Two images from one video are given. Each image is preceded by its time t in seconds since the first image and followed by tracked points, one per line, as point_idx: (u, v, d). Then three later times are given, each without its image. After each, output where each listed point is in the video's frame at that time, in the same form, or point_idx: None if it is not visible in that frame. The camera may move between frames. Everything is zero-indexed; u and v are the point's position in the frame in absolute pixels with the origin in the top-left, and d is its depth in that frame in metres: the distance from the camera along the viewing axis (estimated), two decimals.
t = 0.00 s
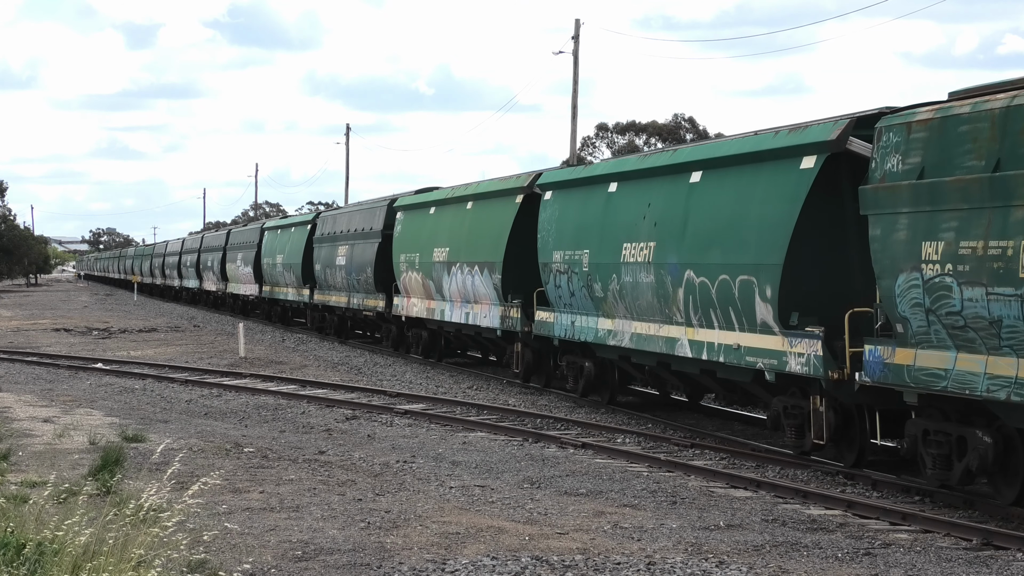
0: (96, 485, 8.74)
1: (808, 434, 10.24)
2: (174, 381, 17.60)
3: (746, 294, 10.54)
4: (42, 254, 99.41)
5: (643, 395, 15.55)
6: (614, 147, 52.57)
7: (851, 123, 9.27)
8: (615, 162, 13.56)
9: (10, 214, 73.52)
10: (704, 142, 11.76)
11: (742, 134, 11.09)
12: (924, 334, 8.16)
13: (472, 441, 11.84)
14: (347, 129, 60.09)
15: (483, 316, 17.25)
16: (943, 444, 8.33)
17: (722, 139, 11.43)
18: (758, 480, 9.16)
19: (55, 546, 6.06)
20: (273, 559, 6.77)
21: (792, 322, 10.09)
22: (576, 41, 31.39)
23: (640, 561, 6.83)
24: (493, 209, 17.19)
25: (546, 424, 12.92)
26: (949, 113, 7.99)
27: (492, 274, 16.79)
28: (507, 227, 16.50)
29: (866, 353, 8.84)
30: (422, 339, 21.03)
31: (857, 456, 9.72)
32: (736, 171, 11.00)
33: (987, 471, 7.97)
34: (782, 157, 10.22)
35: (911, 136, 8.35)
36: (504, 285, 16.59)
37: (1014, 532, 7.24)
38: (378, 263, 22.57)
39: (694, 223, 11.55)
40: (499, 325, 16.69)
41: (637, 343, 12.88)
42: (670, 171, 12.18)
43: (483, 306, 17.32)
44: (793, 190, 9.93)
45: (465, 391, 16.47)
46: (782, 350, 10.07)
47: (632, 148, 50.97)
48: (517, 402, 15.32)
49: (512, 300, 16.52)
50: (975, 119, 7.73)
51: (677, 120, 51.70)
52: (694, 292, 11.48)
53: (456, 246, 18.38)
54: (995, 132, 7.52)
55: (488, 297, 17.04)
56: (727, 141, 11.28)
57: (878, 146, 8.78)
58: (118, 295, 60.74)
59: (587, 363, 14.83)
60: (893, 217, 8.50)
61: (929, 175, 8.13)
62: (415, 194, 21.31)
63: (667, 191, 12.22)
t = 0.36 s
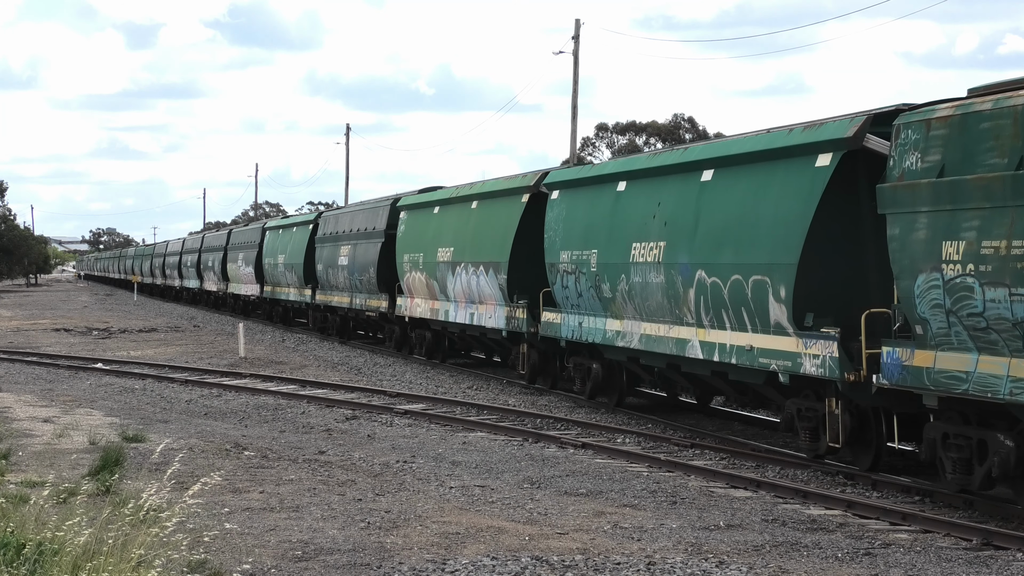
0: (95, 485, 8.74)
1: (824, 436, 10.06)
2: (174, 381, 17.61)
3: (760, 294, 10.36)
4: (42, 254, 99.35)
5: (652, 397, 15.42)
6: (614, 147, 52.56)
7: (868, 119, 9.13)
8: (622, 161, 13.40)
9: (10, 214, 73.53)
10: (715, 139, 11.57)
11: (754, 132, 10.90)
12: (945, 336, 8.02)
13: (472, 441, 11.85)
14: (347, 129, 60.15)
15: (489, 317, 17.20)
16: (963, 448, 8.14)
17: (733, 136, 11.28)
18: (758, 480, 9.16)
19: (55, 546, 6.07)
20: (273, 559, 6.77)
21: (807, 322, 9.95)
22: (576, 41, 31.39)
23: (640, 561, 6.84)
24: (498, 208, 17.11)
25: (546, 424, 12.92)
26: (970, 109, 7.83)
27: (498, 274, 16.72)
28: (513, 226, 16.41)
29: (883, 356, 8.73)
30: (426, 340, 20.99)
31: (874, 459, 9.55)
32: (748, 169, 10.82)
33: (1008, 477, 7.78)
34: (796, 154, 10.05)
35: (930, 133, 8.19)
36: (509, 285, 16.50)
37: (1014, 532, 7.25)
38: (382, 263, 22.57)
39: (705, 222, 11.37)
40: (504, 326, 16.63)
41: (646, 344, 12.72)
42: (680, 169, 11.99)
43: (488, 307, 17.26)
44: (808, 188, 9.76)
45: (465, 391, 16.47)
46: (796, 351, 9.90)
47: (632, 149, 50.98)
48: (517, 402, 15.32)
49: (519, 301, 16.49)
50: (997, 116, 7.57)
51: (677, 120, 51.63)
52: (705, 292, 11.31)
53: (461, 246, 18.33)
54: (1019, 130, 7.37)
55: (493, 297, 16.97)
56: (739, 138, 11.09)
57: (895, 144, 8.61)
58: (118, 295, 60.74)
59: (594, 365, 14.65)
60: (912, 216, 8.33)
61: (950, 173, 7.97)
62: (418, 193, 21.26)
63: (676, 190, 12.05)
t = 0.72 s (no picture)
0: (95, 485, 8.74)
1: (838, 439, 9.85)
2: (174, 381, 17.61)
3: (774, 295, 10.18)
4: (43, 254, 99.36)
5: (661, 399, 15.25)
6: (615, 147, 52.57)
7: (885, 116, 8.90)
8: (631, 159, 13.22)
9: (10, 214, 73.51)
10: (726, 137, 11.40)
11: (766, 129, 10.72)
12: (965, 337, 7.82)
13: (472, 441, 11.84)
14: (347, 128, 60.14)
15: (493, 317, 17.09)
16: (984, 453, 7.99)
17: (745, 134, 11.09)
18: (758, 480, 9.16)
19: (55, 546, 6.06)
20: (273, 559, 6.77)
21: (823, 324, 9.80)
22: (576, 41, 31.38)
23: (640, 561, 6.83)
24: (504, 207, 17.00)
25: (546, 424, 12.92)
26: (991, 106, 7.62)
27: (503, 274, 16.60)
28: (518, 226, 16.31)
29: (901, 358, 8.52)
30: (430, 340, 20.94)
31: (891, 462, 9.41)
32: (761, 168, 10.65)
33: None
34: (809, 152, 9.85)
35: (950, 130, 8.00)
36: (515, 285, 16.37)
37: (1014, 532, 7.24)
38: (384, 263, 22.55)
39: (717, 222, 11.20)
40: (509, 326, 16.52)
41: (655, 346, 12.52)
42: (691, 167, 11.82)
43: (492, 307, 17.16)
44: (823, 188, 9.56)
45: (465, 391, 16.48)
46: (811, 352, 9.67)
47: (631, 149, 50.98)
48: (517, 402, 15.33)
49: (524, 301, 16.31)
50: (1018, 113, 7.36)
51: (677, 120, 51.66)
52: (717, 293, 11.12)
53: (466, 246, 18.24)
54: None
55: (498, 297, 16.86)
56: (751, 136, 10.91)
57: (914, 141, 8.43)
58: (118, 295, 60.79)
59: (602, 366, 14.38)
60: (932, 215, 8.15)
61: (971, 171, 7.79)
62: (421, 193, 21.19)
63: (687, 189, 11.87)
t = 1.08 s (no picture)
0: (95, 485, 8.74)
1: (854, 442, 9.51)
2: (174, 381, 17.61)
3: (787, 295, 9.98)
4: (43, 254, 99.38)
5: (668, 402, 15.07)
6: (614, 147, 52.57)
7: (902, 113, 8.72)
8: (641, 158, 13.08)
9: (10, 214, 73.50)
10: (739, 135, 11.23)
11: (779, 127, 10.55)
12: (987, 339, 7.62)
13: (472, 441, 11.84)
14: (347, 128, 60.07)
15: (498, 318, 16.99)
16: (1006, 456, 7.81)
17: (759, 132, 10.91)
18: (758, 479, 9.16)
19: (55, 546, 6.06)
20: (273, 559, 6.77)
21: (836, 325, 9.61)
22: (576, 41, 31.37)
23: (640, 561, 6.83)
24: (510, 207, 16.90)
25: (546, 424, 12.92)
26: (1013, 102, 7.45)
27: (509, 274, 16.49)
28: (524, 225, 16.19)
29: (919, 360, 8.32)
30: (433, 341, 20.88)
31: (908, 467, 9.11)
32: (774, 166, 10.47)
33: None
34: (824, 150, 9.66)
35: (971, 127, 7.82)
36: (521, 286, 16.25)
37: (1014, 532, 7.25)
38: (387, 263, 22.54)
39: (728, 221, 11.03)
40: (515, 327, 16.42)
41: (665, 347, 12.34)
42: (702, 166, 11.67)
43: (497, 308, 17.05)
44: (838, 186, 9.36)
45: (466, 391, 16.48)
46: (826, 354, 9.45)
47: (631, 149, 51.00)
48: (517, 402, 15.34)
49: (530, 302, 16.21)
50: None
51: (677, 120, 51.67)
52: (729, 293, 10.92)
53: (471, 246, 18.15)
54: None
55: (504, 298, 16.75)
56: (764, 134, 10.75)
57: (933, 138, 8.25)
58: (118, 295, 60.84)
59: (610, 368, 14.25)
60: (952, 214, 7.96)
61: (992, 168, 7.61)
62: (425, 192, 21.15)
63: (698, 188, 11.73)
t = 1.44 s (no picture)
0: (95, 485, 8.74)
1: (871, 445, 9.37)
2: (174, 381, 17.61)
3: (801, 296, 9.79)
4: (42, 254, 99.30)
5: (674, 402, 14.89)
6: (614, 147, 52.56)
7: (919, 110, 8.61)
8: (648, 157, 12.90)
9: (10, 214, 73.47)
10: (749, 133, 11.04)
11: (792, 125, 10.34)
12: (1009, 341, 7.49)
13: (472, 441, 11.85)
14: (347, 128, 60.05)
15: (503, 318, 16.86)
16: None
17: (769, 130, 10.73)
18: (758, 480, 9.16)
19: (55, 546, 6.06)
20: (273, 559, 6.77)
21: (853, 326, 9.37)
22: (576, 41, 31.38)
23: (640, 561, 6.83)
24: (515, 206, 16.77)
25: (546, 424, 12.92)
26: None
27: (514, 275, 16.36)
28: (530, 225, 16.06)
29: (939, 361, 8.22)
30: (437, 342, 20.82)
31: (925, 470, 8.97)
32: (788, 164, 10.27)
33: None
34: (839, 148, 9.48)
35: (991, 124, 7.71)
36: (527, 286, 16.11)
37: (1014, 532, 7.24)
38: (390, 263, 22.52)
39: (740, 220, 10.83)
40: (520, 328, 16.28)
41: (674, 349, 12.13)
42: (712, 164, 11.46)
43: (502, 308, 16.94)
44: (855, 185, 9.19)
45: (465, 391, 16.48)
46: (841, 356, 9.29)
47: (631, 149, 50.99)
48: (517, 402, 15.35)
49: (537, 302, 16.07)
50: None
51: (677, 120, 51.66)
52: (741, 294, 10.73)
53: (475, 246, 18.03)
54: None
55: (509, 298, 16.63)
56: (776, 132, 10.54)
57: (952, 136, 8.14)
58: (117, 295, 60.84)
59: (617, 370, 14.07)
60: (972, 213, 7.84)
61: (1013, 166, 7.49)
62: (429, 191, 21.07)
63: (708, 186, 11.53)
